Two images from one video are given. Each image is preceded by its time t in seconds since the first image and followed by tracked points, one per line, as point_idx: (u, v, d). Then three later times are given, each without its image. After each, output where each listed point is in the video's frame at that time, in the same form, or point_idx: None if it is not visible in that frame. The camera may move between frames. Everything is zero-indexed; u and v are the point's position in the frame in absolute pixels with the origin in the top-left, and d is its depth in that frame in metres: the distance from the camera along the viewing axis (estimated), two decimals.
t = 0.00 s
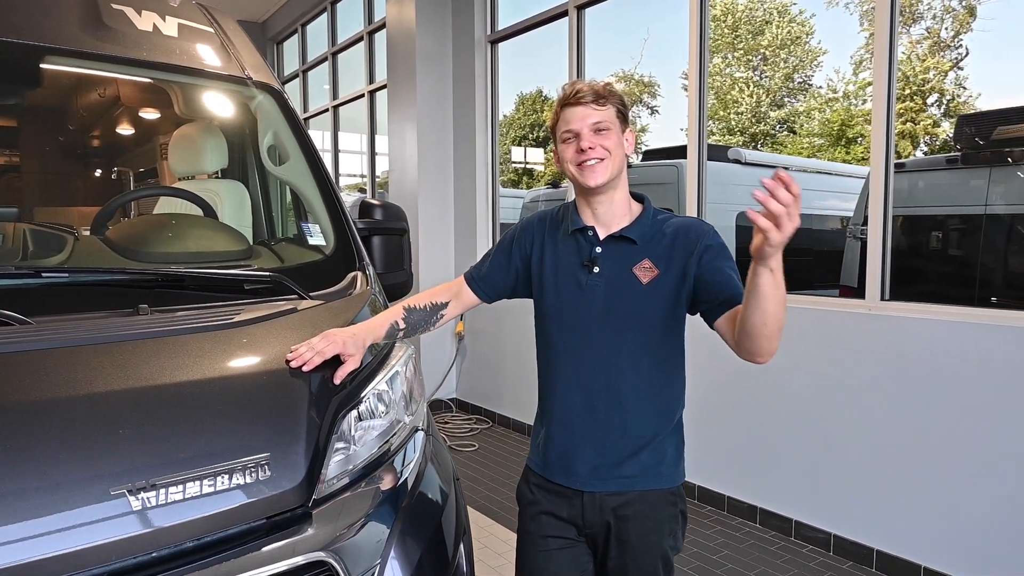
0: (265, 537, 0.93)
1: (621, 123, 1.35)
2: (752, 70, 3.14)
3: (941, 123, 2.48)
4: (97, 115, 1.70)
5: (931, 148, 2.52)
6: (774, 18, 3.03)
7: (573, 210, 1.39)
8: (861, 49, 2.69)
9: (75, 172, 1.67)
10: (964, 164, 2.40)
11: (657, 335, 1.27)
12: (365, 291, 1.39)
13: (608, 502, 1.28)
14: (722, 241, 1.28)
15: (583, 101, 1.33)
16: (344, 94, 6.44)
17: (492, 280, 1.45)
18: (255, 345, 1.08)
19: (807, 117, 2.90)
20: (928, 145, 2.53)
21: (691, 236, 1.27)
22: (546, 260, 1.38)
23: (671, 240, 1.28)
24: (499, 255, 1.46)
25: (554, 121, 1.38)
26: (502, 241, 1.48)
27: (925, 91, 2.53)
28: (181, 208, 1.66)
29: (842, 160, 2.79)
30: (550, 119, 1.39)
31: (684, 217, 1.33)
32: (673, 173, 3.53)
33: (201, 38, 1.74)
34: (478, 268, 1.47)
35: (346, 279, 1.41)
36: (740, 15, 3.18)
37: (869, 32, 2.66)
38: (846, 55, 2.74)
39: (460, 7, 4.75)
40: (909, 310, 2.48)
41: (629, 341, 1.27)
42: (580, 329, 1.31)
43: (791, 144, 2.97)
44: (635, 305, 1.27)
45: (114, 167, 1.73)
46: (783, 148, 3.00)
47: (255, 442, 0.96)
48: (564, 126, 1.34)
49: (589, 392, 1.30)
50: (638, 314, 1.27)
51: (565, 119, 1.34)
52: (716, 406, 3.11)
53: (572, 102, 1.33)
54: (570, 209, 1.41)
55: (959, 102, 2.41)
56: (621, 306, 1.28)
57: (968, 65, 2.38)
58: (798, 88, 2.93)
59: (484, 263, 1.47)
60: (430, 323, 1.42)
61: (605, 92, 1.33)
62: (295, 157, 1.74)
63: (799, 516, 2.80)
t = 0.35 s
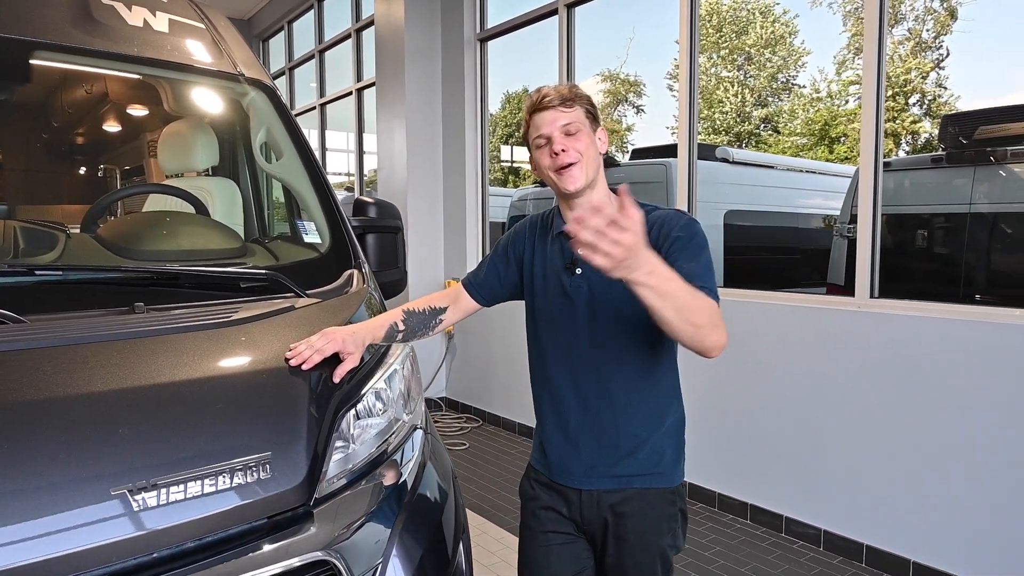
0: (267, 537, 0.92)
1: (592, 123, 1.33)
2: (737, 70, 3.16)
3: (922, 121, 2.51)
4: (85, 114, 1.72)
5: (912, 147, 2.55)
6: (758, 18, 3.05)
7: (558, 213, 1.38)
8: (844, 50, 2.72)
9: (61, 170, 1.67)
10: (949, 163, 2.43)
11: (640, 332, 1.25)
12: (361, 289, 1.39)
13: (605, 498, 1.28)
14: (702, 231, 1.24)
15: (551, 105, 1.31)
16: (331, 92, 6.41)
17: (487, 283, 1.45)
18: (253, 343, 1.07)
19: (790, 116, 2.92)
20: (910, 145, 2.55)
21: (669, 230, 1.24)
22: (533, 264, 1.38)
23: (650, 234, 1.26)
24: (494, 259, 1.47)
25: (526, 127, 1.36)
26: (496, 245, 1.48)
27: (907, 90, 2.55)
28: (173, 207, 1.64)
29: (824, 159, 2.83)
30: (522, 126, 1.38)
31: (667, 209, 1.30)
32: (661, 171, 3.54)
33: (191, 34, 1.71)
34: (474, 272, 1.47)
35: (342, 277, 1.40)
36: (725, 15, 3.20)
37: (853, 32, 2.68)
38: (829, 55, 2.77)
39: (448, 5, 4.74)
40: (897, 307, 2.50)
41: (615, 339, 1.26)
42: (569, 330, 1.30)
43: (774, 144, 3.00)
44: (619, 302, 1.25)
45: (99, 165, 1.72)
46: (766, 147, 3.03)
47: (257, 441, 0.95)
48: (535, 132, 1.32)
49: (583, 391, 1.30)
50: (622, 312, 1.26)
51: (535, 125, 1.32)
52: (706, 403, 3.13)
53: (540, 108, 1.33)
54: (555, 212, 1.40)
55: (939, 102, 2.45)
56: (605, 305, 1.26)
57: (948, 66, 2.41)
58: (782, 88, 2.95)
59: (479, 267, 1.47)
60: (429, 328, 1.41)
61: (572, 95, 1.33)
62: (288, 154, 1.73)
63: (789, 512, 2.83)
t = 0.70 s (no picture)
0: (273, 530, 0.92)
1: (571, 124, 1.31)
2: (727, 69, 3.18)
3: (910, 120, 2.54)
4: (76, 110, 1.67)
5: (900, 147, 2.57)
6: (747, 17, 3.07)
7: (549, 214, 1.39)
8: (833, 49, 2.75)
9: (52, 166, 1.59)
10: (939, 161, 2.45)
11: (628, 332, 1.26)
12: (361, 284, 1.38)
13: (611, 491, 1.28)
14: (686, 229, 1.23)
15: (526, 112, 1.29)
16: (323, 89, 6.39)
17: (486, 281, 1.46)
18: (257, 337, 1.07)
19: (780, 115, 2.94)
20: (897, 144, 2.58)
21: (651, 230, 1.24)
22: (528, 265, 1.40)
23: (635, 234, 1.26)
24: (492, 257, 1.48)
25: (505, 134, 1.35)
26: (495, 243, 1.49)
27: (896, 90, 2.58)
28: (169, 202, 1.62)
29: (813, 157, 2.84)
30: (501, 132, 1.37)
31: (654, 206, 1.30)
32: (654, 168, 3.55)
33: (188, 29, 1.71)
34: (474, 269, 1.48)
35: (342, 272, 1.40)
36: (715, 14, 3.21)
37: (842, 32, 2.71)
38: (818, 54, 2.79)
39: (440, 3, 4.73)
40: (890, 304, 2.53)
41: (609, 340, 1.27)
42: (565, 329, 1.32)
43: (764, 143, 3.02)
44: (607, 303, 1.26)
45: (90, 162, 1.66)
46: (757, 145, 3.04)
47: (263, 434, 0.95)
48: (514, 141, 1.31)
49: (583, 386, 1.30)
50: (610, 313, 1.26)
51: (513, 133, 1.31)
52: (702, 399, 3.15)
53: (517, 115, 1.30)
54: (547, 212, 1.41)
55: (927, 101, 2.48)
56: (595, 307, 1.27)
57: (936, 65, 2.44)
58: (772, 87, 2.97)
59: (478, 265, 1.48)
60: (430, 324, 1.41)
61: (546, 99, 1.29)
62: (286, 150, 1.73)
63: (784, 507, 2.86)
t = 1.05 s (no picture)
0: (280, 522, 0.92)
1: (608, 112, 1.34)
2: (724, 68, 3.18)
3: (907, 120, 2.55)
4: (76, 108, 1.69)
5: (897, 146, 2.58)
6: (744, 17, 3.08)
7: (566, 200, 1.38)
8: (830, 48, 2.75)
9: (51, 165, 1.61)
10: (937, 159, 2.46)
11: (648, 322, 1.27)
12: (365, 280, 1.39)
13: (614, 484, 1.29)
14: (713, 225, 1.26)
15: (570, 91, 1.32)
16: (321, 88, 6.39)
17: (490, 271, 1.45)
18: (262, 331, 1.07)
19: (778, 114, 2.94)
20: (894, 144, 2.59)
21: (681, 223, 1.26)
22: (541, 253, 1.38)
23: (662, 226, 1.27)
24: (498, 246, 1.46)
25: (541, 113, 1.37)
26: (499, 233, 1.48)
27: (892, 89, 2.58)
28: (172, 198, 1.62)
29: (810, 156, 2.85)
30: (537, 110, 1.38)
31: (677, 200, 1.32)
32: (652, 167, 3.55)
33: (188, 25, 1.70)
34: (479, 260, 1.47)
35: (345, 268, 1.40)
36: (712, 13, 3.22)
37: (839, 32, 2.72)
38: (815, 54, 2.80)
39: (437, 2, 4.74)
40: (889, 301, 2.54)
41: (627, 330, 1.27)
42: (578, 318, 1.31)
43: (761, 142, 3.03)
44: (629, 293, 1.27)
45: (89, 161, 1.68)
46: (755, 143, 3.05)
47: (269, 428, 0.95)
48: (552, 118, 1.33)
49: (589, 379, 1.30)
50: (632, 302, 1.27)
51: (552, 110, 1.33)
52: (702, 396, 3.16)
53: (560, 93, 1.33)
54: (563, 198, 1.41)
55: (924, 101, 2.49)
56: (616, 297, 1.27)
57: (933, 65, 2.45)
58: (769, 86, 2.98)
59: (483, 254, 1.47)
60: (433, 316, 1.42)
61: (591, 82, 1.33)
62: (288, 146, 1.73)
63: (783, 503, 2.87)
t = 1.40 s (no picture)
0: (270, 513, 0.93)
1: (612, 103, 1.34)
2: (708, 65, 3.21)
3: (888, 117, 2.58)
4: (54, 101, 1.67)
5: (878, 142, 2.61)
6: (728, 14, 3.10)
7: (561, 188, 1.38)
8: (812, 45, 2.78)
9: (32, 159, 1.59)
10: (917, 155, 2.49)
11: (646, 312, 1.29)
12: (352, 273, 1.38)
13: (601, 471, 1.31)
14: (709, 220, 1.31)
15: (575, 82, 1.32)
16: (306, 82, 6.35)
17: (480, 259, 1.45)
18: (250, 322, 1.07)
19: (761, 111, 2.97)
20: (875, 140, 2.62)
21: (681, 217, 1.29)
22: (535, 241, 1.39)
23: (662, 218, 1.30)
24: (488, 235, 1.46)
25: (545, 101, 1.37)
26: (488, 221, 1.47)
27: (874, 86, 2.62)
28: (157, 189, 1.60)
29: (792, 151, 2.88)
30: (540, 98, 1.38)
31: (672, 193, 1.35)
32: (637, 162, 3.56)
33: (172, 16, 1.69)
34: (467, 246, 1.47)
35: (332, 260, 1.41)
36: (697, 10, 3.24)
37: (822, 29, 2.75)
38: (798, 51, 2.83)
39: None
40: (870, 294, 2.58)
41: (623, 318, 1.29)
42: (572, 306, 1.32)
43: (745, 138, 3.05)
44: (627, 282, 1.29)
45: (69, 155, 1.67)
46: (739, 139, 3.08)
47: (258, 419, 0.95)
48: (556, 107, 1.33)
49: (581, 367, 1.31)
50: (629, 292, 1.29)
51: (556, 99, 1.33)
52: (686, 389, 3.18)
53: (565, 82, 1.32)
54: (557, 186, 1.41)
55: (904, 98, 2.52)
56: (614, 286, 1.29)
57: (913, 62, 2.48)
58: (753, 83, 3.00)
59: (471, 242, 1.46)
60: (420, 301, 1.43)
61: (597, 72, 1.32)
62: (276, 139, 1.72)
63: (766, 494, 2.91)
